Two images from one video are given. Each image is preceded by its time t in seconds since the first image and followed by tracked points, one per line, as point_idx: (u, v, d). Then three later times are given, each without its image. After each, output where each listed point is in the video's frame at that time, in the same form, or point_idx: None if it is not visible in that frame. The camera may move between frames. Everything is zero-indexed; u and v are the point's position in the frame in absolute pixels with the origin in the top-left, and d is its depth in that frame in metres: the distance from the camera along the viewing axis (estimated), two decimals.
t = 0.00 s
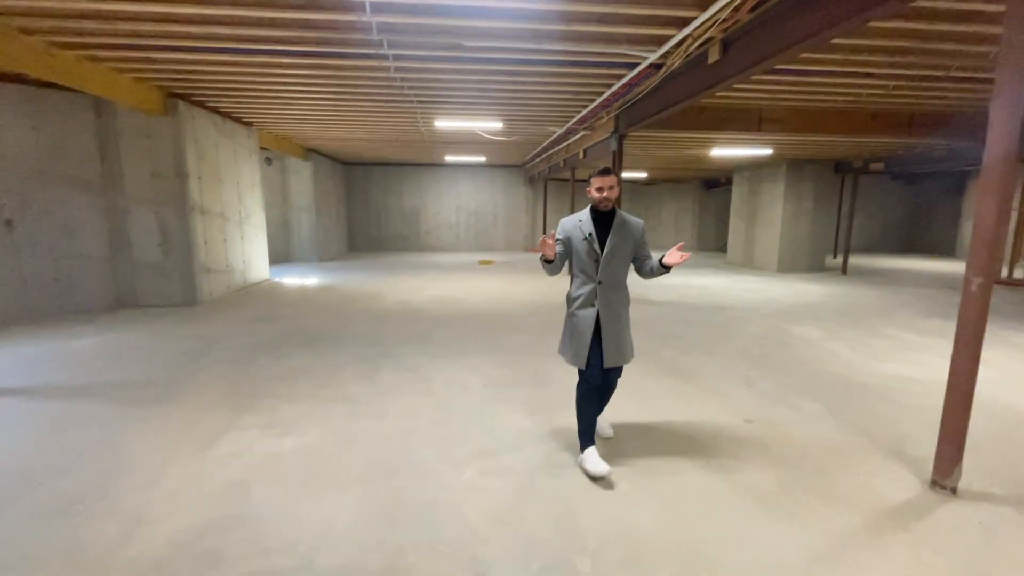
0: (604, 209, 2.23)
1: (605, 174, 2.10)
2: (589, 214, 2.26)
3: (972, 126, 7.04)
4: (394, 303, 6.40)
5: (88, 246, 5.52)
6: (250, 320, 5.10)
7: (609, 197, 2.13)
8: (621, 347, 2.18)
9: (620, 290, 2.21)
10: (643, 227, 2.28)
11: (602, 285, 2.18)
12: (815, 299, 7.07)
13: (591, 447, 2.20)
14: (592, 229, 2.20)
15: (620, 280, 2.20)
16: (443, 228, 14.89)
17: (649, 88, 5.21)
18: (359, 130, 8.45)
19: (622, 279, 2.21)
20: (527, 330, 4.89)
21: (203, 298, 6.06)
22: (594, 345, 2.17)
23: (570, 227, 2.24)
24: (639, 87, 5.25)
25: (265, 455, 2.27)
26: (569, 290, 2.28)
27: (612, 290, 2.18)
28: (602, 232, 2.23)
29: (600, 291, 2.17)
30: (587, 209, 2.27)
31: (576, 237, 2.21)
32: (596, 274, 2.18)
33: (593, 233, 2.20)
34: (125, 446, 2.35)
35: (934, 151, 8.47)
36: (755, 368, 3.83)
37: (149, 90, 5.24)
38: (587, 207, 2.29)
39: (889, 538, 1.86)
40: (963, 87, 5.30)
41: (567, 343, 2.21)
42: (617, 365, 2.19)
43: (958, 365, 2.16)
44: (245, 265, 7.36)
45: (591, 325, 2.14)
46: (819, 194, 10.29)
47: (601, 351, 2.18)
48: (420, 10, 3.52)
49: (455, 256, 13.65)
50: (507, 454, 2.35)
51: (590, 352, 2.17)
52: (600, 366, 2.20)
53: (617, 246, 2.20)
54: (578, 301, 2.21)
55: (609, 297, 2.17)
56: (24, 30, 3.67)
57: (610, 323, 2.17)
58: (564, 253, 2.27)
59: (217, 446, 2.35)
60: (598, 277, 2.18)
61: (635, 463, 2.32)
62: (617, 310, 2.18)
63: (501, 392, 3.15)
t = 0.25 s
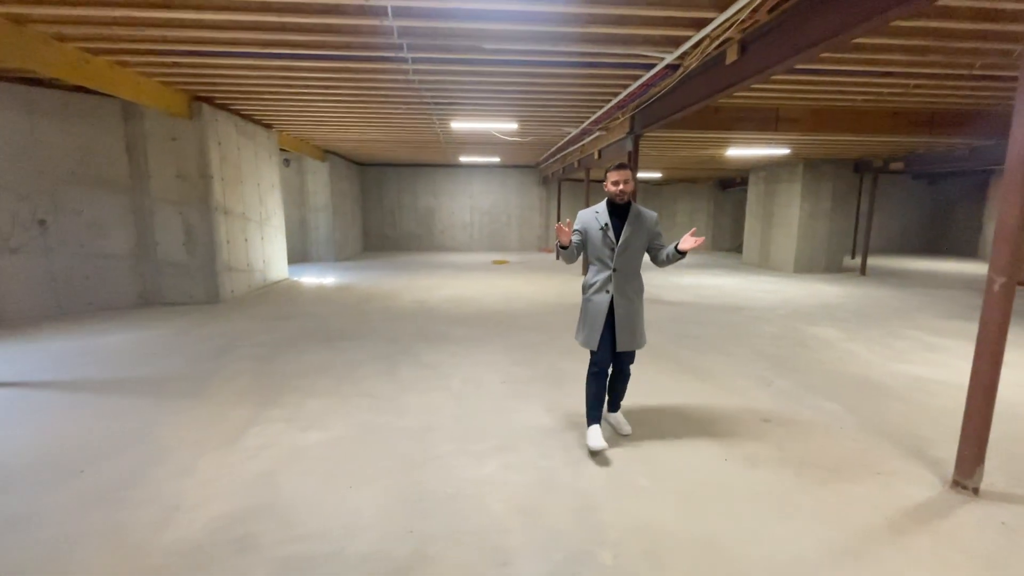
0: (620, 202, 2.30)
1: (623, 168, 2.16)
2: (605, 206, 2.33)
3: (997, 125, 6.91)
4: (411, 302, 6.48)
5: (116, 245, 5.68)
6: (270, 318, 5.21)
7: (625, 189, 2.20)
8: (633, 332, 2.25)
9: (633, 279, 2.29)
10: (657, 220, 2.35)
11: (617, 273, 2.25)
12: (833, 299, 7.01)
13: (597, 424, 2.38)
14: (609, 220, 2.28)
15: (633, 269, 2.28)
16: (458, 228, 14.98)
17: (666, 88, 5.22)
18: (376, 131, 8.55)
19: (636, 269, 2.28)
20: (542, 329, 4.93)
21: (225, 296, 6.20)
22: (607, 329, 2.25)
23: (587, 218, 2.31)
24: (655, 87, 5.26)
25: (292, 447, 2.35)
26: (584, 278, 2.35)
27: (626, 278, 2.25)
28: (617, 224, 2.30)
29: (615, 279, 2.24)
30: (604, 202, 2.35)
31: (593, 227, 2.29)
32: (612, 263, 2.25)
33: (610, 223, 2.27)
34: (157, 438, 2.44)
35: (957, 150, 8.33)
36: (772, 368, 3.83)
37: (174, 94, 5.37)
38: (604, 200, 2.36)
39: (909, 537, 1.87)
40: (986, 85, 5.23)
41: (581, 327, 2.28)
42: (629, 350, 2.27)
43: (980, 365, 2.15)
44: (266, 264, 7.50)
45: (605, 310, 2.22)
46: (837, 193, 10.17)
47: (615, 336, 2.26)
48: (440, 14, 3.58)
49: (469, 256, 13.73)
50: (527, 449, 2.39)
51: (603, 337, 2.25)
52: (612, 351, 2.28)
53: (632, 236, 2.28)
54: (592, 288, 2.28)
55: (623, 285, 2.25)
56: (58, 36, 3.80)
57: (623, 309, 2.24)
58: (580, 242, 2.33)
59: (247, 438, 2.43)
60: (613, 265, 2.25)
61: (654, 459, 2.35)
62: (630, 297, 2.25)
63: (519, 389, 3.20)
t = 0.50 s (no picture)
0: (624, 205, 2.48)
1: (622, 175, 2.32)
2: (610, 209, 2.53)
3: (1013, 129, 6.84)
4: (422, 307, 6.53)
5: (134, 249, 5.79)
6: (285, 322, 5.27)
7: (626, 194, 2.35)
8: (639, 326, 2.43)
9: (638, 276, 2.48)
10: (660, 221, 2.52)
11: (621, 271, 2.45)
12: (846, 305, 6.96)
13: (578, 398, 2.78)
14: (613, 222, 2.48)
15: (638, 267, 2.46)
16: (467, 233, 15.05)
17: (677, 94, 5.24)
18: (387, 137, 8.64)
19: (640, 267, 2.46)
20: (554, 334, 4.95)
21: (240, 300, 6.28)
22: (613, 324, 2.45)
23: (593, 221, 2.51)
24: (667, 94, 5.28)
25: (309, 449, 2.38)
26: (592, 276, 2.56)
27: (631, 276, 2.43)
28: (621, 226, 2.50)
29: (619, 277, 2.44)
30: (609, 205, 2.54)
31: (598, 230, 2.49)
32: (616, 262, 2.45)
33: (614, 225, 2.47)
34: (179, 439, 2.49)
35: (972, 155, 8.25)
36: (785, 374, 3.81)
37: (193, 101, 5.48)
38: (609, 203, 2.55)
39: (927, 543, 1.86)
40: (1002, 90, 5.19)
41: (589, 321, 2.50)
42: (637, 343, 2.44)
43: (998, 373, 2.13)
44: (279, 268, 7.60)
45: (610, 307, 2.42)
46: (849, 198, 10.10)
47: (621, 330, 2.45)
48: (454, 23, 3.62)
49: (479, 261, 13.78)
50: (541, 453, 2.41)
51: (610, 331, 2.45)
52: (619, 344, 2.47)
53: (636, 237, 2.46)
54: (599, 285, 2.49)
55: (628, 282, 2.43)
56: (84, 47, 3.91)
57: (629, 304, 2.43)
58: (587, 244, 2.54)
59: (266, 440, 2.48)
60: (618, 265, 2.45)
61: (668, 463, 2.36)
62: (635, 293, 2.44)
63: (532, 394, 3.22)
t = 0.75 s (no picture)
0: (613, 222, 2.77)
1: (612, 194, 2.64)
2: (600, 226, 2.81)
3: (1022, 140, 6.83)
4: (429, 317, 6.54)
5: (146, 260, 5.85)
6: (293, 332, 5.30)
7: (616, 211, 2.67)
8: (632, 331, 2.63)
9: (627, 286, 2.71)
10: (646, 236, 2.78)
11: (612, 281, 2.70)
12: (855, 317, 6.90)
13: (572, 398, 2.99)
14: (602, 237, 2.76)
15: (627, 277, 2.71)
16: (473, 244, 15.09)
17: (684, 107, 5.27)
18: (395, 149, 8.72)
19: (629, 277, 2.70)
20: (561, 345, 4.94)
21: (248, 310, 6.32)
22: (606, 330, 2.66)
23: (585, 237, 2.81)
24: (674, 106, 5.31)
25: (319, 460, 2.39)
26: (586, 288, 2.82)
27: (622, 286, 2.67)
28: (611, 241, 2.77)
29: (611, 286, 2.68)
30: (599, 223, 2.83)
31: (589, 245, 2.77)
32: (607, 273, 2.70)
33: (603, 240, 2.75)
34: (190, 449, 2.50)
35: (981, 166, 8.21)
36: (795, 387, 3.79)
37: (206, 115, 5.58)
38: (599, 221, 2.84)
39: (945, 559, 1.84)
40: (1010, 102, 5.18)
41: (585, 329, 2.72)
42: (632, 350, 2.62)
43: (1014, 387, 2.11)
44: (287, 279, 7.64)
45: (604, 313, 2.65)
46: (857, 210, 10.07)
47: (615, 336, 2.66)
48: (464, 38, 3.67)
49: (485, 272, 13.80)
50: (551, 466, 2.40)
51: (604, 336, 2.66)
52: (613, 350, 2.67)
53: (623, 250, 2.72)
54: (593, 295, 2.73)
55: (619, 291, 2.68)
56: (101, 62, 3.99)
57: (620, 312, 2.66)
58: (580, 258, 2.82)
59: (276, 451, 2.48)
60: (607, 276, 2.70)
61: (679, 476, 2.35)
62: (626, 302, 2.68)
63: (540, 406, 3.21)
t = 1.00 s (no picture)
0: (595, 238, 2.94)
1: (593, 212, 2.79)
2: (583, 242, 2.98)
3: None
4: (433, 328, 6.53)
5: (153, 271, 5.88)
6: (298, 344, 5.30)
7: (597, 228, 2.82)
8: (612, 343, 2.79)
9: (608, 300, 2.88)
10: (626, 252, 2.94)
11: (593, 295, 2.87)
12: (862, 329, 6.86)
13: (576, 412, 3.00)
14: (584, 252, 2.92)
15: (607, 291, 2.86)
16: (477, 255, 15.12)
17: (687, 120, 5.29)
18: (400, 161, 8.79)
19: (609, 291, 2.86)
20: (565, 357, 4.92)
21: (254, 321, 6.33)
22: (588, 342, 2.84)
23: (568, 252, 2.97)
24: (677, 119, 5.34)
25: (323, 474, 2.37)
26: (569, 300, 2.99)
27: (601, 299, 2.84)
28: (593, 256, 2.93)
29: (591, 300, 2.85)
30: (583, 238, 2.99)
31: (572, 260, 2.94)
32: (587, 287, 2.87)
33: (585, 256, 2.92)
34: (193, 463, 2.49)
35: (986, 178, 8.19)
36: (802, 400, 3.76)
37: (214, 127, 5.64)
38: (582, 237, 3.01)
39: None
40: (1014, 114, 5.19)
41: (567, 341, 2.91)
42: (615, 361, 2.77)
43: None
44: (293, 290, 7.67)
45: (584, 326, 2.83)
46: (861, 221, 10.05)
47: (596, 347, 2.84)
48: (470, 53, 3.72)
49: (489, 283, 13.80)
50: (557, 481, 2.38)
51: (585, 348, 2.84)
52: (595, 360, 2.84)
53: (604, 265, 2.88)
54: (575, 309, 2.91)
55: (599, 305, 2.84)
56: (113, 77, 4.05)
57: (601, 324, 2.82)
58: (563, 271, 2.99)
59: (280, 465, 2.46)
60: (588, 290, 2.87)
61: (686, 492, 2.32)
62: (606, 314, 2.84)
63: (545, 419, 3.19)
